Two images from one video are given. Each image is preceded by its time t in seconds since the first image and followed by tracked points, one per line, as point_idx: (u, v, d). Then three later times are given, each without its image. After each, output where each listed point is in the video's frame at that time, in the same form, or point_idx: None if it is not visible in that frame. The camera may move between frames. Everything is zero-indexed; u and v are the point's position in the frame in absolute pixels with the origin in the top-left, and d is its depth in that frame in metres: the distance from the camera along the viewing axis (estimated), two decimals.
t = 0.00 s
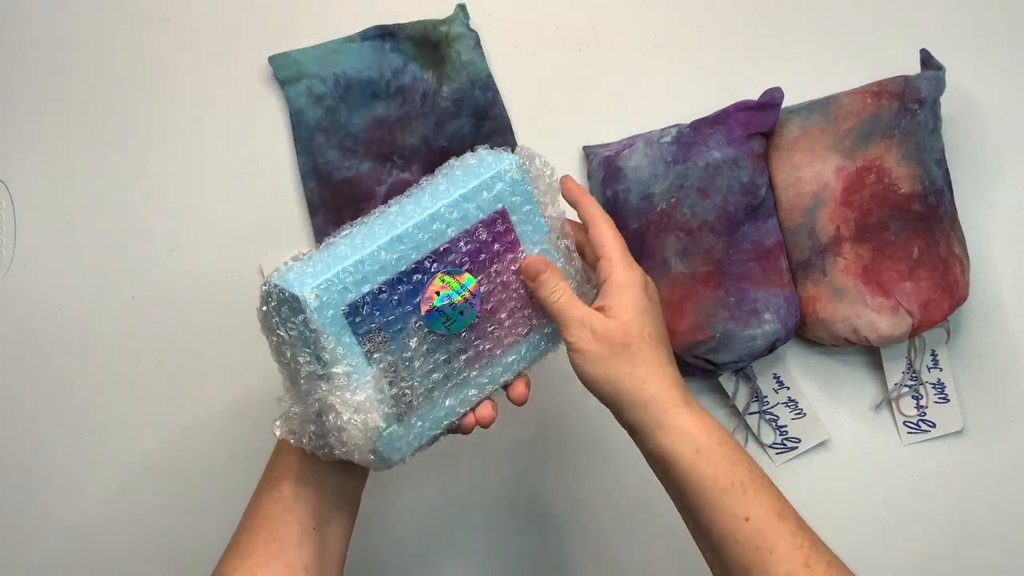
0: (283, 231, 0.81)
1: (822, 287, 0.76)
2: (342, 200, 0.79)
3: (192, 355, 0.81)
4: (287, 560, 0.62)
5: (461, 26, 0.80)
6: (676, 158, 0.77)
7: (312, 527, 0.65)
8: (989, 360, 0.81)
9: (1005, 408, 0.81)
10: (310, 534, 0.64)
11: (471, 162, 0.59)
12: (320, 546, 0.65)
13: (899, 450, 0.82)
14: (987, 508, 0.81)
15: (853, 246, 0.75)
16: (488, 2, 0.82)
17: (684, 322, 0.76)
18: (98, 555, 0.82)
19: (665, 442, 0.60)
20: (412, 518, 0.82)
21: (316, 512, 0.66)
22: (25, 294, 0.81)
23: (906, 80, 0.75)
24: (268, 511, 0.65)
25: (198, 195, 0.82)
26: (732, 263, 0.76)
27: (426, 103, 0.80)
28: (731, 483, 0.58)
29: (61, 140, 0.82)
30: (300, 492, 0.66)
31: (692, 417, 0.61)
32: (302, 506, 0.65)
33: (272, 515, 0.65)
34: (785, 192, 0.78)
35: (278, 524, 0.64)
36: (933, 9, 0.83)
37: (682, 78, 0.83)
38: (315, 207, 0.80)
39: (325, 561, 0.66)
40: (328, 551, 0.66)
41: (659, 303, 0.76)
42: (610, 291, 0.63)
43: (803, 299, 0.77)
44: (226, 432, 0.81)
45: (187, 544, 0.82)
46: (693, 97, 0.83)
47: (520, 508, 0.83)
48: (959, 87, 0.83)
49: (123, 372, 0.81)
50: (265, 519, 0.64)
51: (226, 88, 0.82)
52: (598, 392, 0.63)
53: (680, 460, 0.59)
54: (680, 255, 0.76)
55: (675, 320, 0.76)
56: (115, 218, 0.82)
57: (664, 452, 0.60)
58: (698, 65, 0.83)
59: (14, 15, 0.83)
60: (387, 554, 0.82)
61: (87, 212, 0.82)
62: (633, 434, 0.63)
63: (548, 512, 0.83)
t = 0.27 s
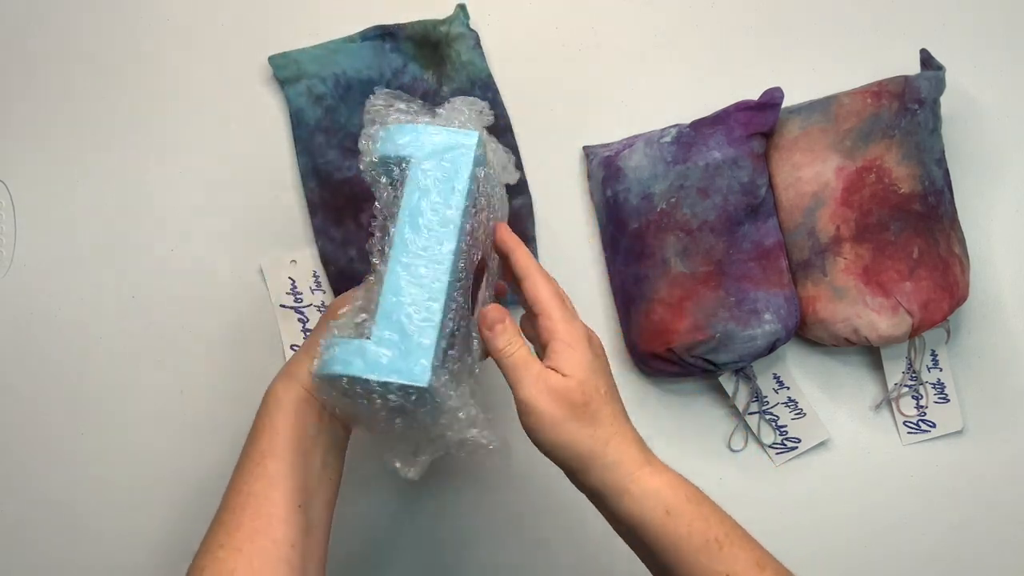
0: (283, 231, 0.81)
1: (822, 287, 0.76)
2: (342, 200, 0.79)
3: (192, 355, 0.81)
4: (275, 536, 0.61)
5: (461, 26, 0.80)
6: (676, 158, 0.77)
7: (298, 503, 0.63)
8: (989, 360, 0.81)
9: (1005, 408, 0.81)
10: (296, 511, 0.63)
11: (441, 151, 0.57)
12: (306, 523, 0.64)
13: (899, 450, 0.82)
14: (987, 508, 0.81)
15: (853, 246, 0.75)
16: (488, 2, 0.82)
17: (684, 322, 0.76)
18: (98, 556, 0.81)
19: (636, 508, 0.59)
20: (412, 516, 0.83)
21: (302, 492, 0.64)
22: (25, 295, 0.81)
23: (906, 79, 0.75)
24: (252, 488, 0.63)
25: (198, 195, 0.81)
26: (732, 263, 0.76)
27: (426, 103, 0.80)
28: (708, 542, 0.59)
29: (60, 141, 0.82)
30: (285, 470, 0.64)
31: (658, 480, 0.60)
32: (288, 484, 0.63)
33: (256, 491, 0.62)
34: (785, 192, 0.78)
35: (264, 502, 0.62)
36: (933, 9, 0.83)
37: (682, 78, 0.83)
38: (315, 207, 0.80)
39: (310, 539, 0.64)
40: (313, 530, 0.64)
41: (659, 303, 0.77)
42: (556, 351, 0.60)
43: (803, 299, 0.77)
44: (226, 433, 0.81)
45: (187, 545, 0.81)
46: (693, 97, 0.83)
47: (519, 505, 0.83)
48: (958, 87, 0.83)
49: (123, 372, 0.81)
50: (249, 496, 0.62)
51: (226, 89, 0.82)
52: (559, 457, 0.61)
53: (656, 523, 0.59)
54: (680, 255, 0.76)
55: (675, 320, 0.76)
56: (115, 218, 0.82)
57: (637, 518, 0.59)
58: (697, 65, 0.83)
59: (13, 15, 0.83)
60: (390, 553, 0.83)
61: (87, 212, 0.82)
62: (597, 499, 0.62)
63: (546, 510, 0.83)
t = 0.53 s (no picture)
0: (283, 231, 0.81)
1: (822, 287, 0.76)
2: (341, 200, 0.79)
3: (192, 355, 0.81)
4: (266, 538, 0.60)
5: (462, 26, 0.80)
6: (676, 158, 0.76)
7: (290, 504, 0.63)
8: (989, 360, 0.81)
9: (1005, 408, 0.81)
10: (288, 511, 0.63)
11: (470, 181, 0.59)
12: (298, 523, 0.64)
13: (899, 450, 0.82)
14: (987, 508, 0.81)
15: (853, 246, 0.75)
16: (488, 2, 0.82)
17: (684, 322, 0.76)
18: (98, 555, 0.82)
19: (656, 472, 0.60)
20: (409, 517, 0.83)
21: (293, 492, 0.64)
22: (26, 294, 0.81)
23: (906, 79, 0.75)
24: (243, 490, 0.62)
25: (198, 195, 0.81)
26: (732, 263, 0.76)
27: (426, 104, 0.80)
28: (725, 510, 0.59)
29: (60, 141, 0.82)
30: (275, 471, 0.64)
31: (681, 446, 0.61)
32: (279, 484, 0.64)
33: (247, 493, 0.62)
34: (785, 192, 0.78)
35: (256, 503, 0.62)
36: (933, 8, 0.83)
37: (682, 77, 0.83)
38: (315, 207, 0.80)
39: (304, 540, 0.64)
40: (305, 530, 0.64)
41: (659, 303, 0.77)
42: (582, 323, 0.63)
43: (803, 299, 0.77)
44: (226, 433, 0.81)
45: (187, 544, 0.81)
46: (693, 97, 0.83)
47: (519, 503, 0.84)
48: (958, 87, 0.83)
49: (123, 372, 0.81)
50: (241, 499, 0.62)
51: (227, 88, 0.82)
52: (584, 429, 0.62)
53: (673, 488, 0.60)
54: (680, 255, 0.76)
55: (675, 320, 0.76)
56: (115, 218, 0.82)
57: (656, 483, 0.60)
58: (698, 65, 0.83)
59: (13, 15, 0.82)
60: (391, 551, 0.84)
61: (88, 212, 0.82)
62: (620, 465, 0.63)
63: (542, 510, 0.84)
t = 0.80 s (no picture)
0: (284, 231, 0.81)
1: (822, 287, 0.76)
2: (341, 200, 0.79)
3: (192, 355, 0.81)
4: (256, 547, 0.60)
5: (462, 26, 0.80)
6: (676, 158, 0.76)
7: (280, 512, 0.63)
8: (989, 360, 0.81)
9: (1005, 408, 0.81)
10: (277, 519, 0.63)
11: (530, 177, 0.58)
12: (287, 531, 0.63)
13: (899, 450, 0.82)
14: (987, 508, 0.81)
15: (853, 246, 0.75)
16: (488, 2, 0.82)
17: (684, 322, 0.76)
18: (99, 554, 0.82)
19: (681, 455, 0.63)
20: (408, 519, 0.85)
21: (282, 499, 0.64)
22: (26, 294, 0.81)
23: (906, 79, 0.75)
24: (231, 498, 0.62)
25: (198, 195, 0.81)
26: (732, 263, 0.76)
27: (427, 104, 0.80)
28: (745, 497, 0.61)
29: (60, 141, 0.82)
30: (265, 476, 0.64)
31: (705, 434, 0.64)
32: (268, 491, 0.63)
33: (235, 501, 0.62)
34: (785, 192, 0.78)
35: (244, 512, 0.61)
36: (933, 8, 0.83)
37: (682, 77, 0.83)
38: (315, 208, 0.80)
39: (293, 548, 0.64)
40: (293, 538, 0.64)
41: (659, 303, 0.77)
42: (615, 309, 0.66)
43: (803, 299, 0.77)
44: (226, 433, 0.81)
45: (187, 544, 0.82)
46: (693, 97, 0.83)
47: (520, 502, 0.85)
48: (958, 87, 0.83)
49: (123, 372, 0.81)
50: (229, 507, 0.61)
51: (226, 88, 0.82)
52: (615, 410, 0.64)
53: (696, 472, 0.62)
54: (680, 255, 0.76)
55: (676, 320, 0.76)
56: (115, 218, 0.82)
57: (679, 465, 0.63)
58: (698, 66, 0.83)
59: (13, 15, 0.83)
60: (394, 549, 0.85)
61: (88, 212, 0.82)
62: (644, 448, 0.65)
63: (544, 510, 0.85)
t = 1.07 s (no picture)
0: (284, 231, 0.81)
1: (822, 287, 0.76)
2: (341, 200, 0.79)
3: (192, 355, 0.81)
4: (253, 568, 0.58)
5: (461, 26, 0.80)
6: (676, 158, 0.76)
7: (280, 528, 0.61)
8: (989, 360, 0.81)
9: (1005, 408, 0.81)
10: (277, 536, 0.61)
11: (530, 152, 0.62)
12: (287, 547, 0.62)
13: (899, 450, 0.82)
14: (987, 508, 0.81)
15: (853, 246, 0.75)
16: (487, 2, 0.82)
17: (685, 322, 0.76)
18: (99, 555, 0.82)
19: (697, 425, 0.63)
20: (404, 518, 0.82)
21: (287, 514, 0.62)
22: (26, 294, 0.81)
23: (906, 80, 0.75)
24: (232, 512, 0.60)
25: (198, 195, 0.81)
26: (732, 263, 0.76)
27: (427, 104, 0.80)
28: (758, 468, 0.61)
29: (61, 141, 0.82)
30: (267, 489, 0.61)
31: (721, 405, 0.64)
32: (269, 506, 0.61)
33: (235, 516, 0.60)
34: (785, 192, 0.78)
35: (245, 529, 0.59)
36: (933, 8, 0.83)
37: (682, 77, 0.83)
38: (315, 208, 0.80)
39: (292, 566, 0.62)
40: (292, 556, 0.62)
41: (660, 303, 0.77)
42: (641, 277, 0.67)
43: (803, 299, 0.77)
44: (226, 433, 0.81)
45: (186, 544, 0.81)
46: (693, 97, 0.83)
47: (521, 502, 0.82)
48: (958, 87, 0.83)
49: (123, 372, 0.81)
50: (229, 520, 0.60)
51: (227, 88, 0.82)
52: (637, 377, 0.65)
53: (713, 442, 0.62)
54: (680, 255, 0.76)
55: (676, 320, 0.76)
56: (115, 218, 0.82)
57: (699, 434, 0.63)
58: (698, 66, 0.83)
59: (14, 16, 0.83)
60: (393, 551, 0.82)
61: (88, 213, 0.82)
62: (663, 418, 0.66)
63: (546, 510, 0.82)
